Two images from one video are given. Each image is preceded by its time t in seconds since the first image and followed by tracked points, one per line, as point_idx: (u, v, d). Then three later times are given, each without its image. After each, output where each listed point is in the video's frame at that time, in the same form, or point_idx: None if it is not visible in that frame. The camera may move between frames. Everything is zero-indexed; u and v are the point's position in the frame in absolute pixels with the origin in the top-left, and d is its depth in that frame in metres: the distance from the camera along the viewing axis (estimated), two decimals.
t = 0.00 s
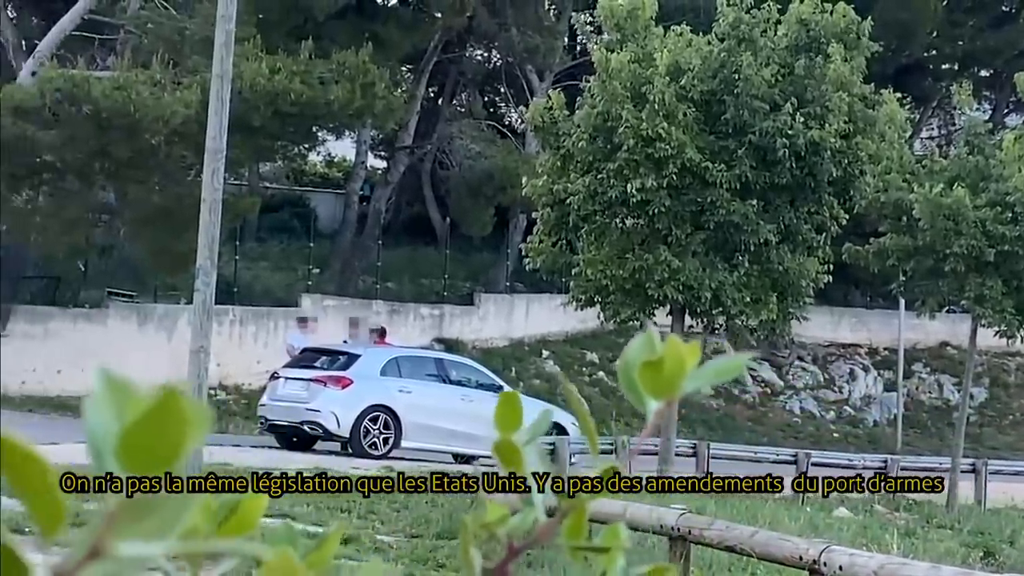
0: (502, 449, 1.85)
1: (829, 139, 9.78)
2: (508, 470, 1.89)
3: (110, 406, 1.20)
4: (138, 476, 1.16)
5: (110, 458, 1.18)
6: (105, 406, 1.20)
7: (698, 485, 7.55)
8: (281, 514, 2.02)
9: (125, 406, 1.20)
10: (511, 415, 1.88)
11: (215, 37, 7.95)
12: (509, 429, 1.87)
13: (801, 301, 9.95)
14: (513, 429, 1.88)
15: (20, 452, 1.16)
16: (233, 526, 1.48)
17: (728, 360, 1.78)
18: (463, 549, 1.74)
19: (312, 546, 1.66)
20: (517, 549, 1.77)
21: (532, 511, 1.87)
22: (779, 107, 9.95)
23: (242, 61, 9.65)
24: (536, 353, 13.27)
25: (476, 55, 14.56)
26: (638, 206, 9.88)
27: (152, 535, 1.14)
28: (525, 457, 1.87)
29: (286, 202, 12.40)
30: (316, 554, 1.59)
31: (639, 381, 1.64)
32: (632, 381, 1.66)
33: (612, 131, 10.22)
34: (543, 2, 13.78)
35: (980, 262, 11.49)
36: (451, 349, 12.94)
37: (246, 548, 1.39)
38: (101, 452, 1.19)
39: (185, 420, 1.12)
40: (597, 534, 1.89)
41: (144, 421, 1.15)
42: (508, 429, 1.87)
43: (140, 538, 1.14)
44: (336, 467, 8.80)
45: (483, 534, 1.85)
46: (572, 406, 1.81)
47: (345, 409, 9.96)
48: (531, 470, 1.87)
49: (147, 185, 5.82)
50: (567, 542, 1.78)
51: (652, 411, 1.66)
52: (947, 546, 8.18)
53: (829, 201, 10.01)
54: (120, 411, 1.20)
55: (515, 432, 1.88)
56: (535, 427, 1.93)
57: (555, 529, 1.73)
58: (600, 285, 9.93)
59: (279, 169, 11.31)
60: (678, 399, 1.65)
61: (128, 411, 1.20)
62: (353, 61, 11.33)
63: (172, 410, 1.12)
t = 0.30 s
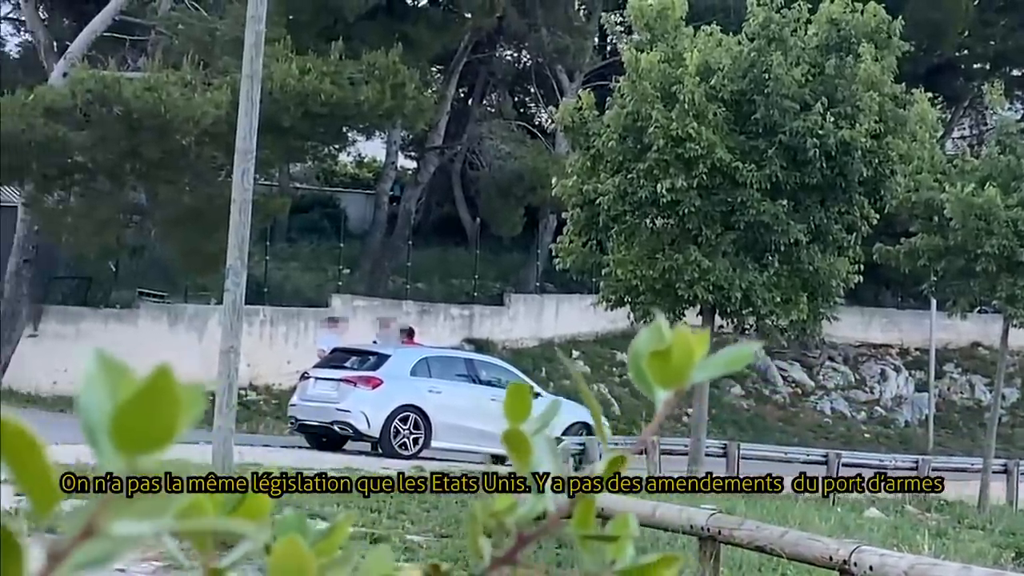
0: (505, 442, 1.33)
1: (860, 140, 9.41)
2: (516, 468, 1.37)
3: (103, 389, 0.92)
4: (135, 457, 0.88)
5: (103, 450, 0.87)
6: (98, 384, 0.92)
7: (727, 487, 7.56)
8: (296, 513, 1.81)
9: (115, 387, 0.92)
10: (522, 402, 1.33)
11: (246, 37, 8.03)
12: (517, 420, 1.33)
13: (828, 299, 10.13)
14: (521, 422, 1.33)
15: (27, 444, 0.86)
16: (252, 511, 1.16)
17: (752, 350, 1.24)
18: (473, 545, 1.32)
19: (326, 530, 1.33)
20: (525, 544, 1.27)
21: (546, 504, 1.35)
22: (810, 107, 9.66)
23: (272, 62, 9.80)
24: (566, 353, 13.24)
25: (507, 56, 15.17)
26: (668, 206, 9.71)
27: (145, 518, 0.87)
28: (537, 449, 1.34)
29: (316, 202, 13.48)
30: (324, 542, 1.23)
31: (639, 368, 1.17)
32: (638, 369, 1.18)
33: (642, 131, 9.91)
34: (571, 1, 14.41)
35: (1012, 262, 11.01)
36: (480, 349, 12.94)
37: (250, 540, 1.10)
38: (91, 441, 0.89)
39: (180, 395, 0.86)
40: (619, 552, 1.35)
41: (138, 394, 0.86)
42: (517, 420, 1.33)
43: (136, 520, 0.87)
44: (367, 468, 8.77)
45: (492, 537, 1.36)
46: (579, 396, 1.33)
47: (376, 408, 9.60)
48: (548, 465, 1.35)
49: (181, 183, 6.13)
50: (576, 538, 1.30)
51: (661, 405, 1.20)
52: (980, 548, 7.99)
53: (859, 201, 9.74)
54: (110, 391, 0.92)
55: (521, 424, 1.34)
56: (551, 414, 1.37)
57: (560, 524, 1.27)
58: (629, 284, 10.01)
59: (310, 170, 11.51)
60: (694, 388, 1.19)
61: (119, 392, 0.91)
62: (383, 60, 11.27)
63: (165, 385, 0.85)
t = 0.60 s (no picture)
0: (524, 439, 1.41)
1: (894, 139, 9.39)
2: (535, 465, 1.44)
3: (116, 385, 0.95)
4: (145, 449, 0.92)
5: (115, 441, 0.91)
6: (111, 379, 0.96)
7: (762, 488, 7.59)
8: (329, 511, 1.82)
9: (127, 382, 0.95)
10: (540, 401, 1.41)
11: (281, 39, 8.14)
12: (534, 417, 1.42)
13: (863, 299, 10.02)
14: (538, 419, 1.42)
15: (31, 428, 0.90)
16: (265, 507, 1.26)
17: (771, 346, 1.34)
18: (494, 537, 1.38)
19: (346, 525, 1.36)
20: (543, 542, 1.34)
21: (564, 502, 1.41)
22: (843, 107, 9.58)
23: (306, 63, 9.96)
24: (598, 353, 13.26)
25: (540, 57, 15.24)
26: (701, 207, 9.67)
27: (161, 513, 0.90)
28: (556, 451, 1.41)
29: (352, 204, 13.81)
30: (343, 539, 1.24)
31: (660, 369, 1.24)
32: (656, 368, 1.26)
33: (675, 131, 9.85)
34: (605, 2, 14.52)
35: None
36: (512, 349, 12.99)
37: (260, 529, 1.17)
38: (106, 435, 0.93)
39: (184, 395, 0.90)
40: (638, 544, 1.42)
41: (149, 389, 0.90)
42: (534, 417, 1.42)
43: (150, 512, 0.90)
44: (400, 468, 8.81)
45: (512, 532, 1.42)
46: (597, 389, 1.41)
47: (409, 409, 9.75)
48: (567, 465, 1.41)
49: (219, 188, 6.32)
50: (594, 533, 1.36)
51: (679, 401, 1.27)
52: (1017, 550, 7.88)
53: (893, 201, 9.68)
54: (123, 385, 0.95)
55: (540, 421, 1.42)
56: (571, 411, 1.44)
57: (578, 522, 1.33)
58: (661, 284, 9.96)
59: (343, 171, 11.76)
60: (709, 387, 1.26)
61: (133, 386, 0.94)
62: (416, 61, 11.28)
63: (178, 377, 0.90)
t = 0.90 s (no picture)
0: (540, 442, 1.35)
1: (926, 140, 9.25)
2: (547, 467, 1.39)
3: (117, 388, 0.89)
4: (146, 455, 0.87)
5: (116, 447, 0.86)
6: (113, 382, 0.90)
7: (793, 489, 7.57)
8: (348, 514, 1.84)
9: (130, 387, 0.89)
10: (555, 401, 1.34)
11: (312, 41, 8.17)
12: (549, 420, 1.35)
13: (895, 300, 9.92)
14: (552, 422, 1.35)
15: (31, 432, 0.85)
16: (278, 516, 1.20)
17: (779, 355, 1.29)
18: (507, 541, 1.30)
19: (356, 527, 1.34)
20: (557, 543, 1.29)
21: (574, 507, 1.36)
22: (875, 108, 9.49)
23: (338, 64, 10.29)
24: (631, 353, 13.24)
25: (572, 57, 15.22)
26: (732, 207, 9.61)
27: (161, 518, 0.90)
28: (568, 454, 1.36)
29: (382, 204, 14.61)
30: (357, 542, 1.24)
31: (671, 371, 1.20)
32: (668, 372, 1.21)
33: (707, 132, 9.77)
34: (637, 2, 14.39)
35: None
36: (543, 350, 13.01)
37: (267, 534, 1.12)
38: (107, 441, 0.87)
39: (184, 400, 0.85)
40: (650, 548, 1.34)
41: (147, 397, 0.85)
42: (549, 420, 1.35)
43: (147, 518, 0.89)
44: (431, 468, 8.83)
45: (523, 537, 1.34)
46: (605, 387, 1.35)
47: (440, 410, 9.68)
48: (579, 467, 1.37)
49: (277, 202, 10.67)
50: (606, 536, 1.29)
51: (690, 404, 1.23)
52: None
53: (926, 202, 9.58)
54: (125, 390, 0.88)
55: (553, 424, 1.35)
56: (584, 415, 1.39)
57: (590, 524, 1.27)
58: (693, 285, 9.89)
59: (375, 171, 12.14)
60: (722, 390, 1.21)
61: (135, 391, 0.88)
62: (448, 62, 11.18)
63: (177, 385, 0.84)
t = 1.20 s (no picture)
0: (547, 462, 1.14)
1: (954, 140, 9.16)
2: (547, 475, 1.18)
3: (112, 409, 0.78)
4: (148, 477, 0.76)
5: (109, 463, 0.75)
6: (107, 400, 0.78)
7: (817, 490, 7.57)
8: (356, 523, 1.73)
9: (126, 406, 0.78)
10: (564, 416, 1.13)
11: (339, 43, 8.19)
12: (556, 435, 1.13)
13: (923, 301, 9.85)
14: (559, 437, 1.14)
15: (30, 458, 0.73)
16: (284, 531, 1.04)
17: (800, 358, 1.09)
18: (512, 552, 1.15)
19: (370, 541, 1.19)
20: (567, 554, 1.14)
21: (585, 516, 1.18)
22: (903, 108, 9.41)
23: (364, 66, 10.59)
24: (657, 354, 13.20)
25: (599, 58, 15.17)
26: (759, 208, 9.55)
27: (161, 539, 0.77)
28: (577, 468, 1.16)
29: (409, 204, 15.05)
30: (364, 553, 1.09)
31: (675, 383, 1.01)
32: (674, 385, 1.02)
33: (734, 132, 9.69)
34: (665, 2, 14.29)
35: None
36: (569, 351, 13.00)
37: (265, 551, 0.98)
38: (101, 457, 0.77)
39: (186, 417, 0.73)
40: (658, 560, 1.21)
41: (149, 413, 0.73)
42: (555, 435, 1.13)
43: (146, 538, 0.76)
44: (457, 469, 8.84)
45: (531, 546, 1.20)
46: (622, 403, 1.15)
47: (468, 412, 9.56)
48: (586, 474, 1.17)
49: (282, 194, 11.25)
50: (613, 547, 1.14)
51: (697, 421, 1.03)
52: None
53: (954, 203, 9.50)
54: (121, 410, 0.78)
55: (559, 437, 1.14)
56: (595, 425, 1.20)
57: (600, 535, 1.12)
58: (720, 286, 9.86)
59: (402, 172, 12.37)
60: (735, 402, 1.02)
61: (132, 410, 0.77)
62: (475, 62, 11.13)
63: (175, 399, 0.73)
